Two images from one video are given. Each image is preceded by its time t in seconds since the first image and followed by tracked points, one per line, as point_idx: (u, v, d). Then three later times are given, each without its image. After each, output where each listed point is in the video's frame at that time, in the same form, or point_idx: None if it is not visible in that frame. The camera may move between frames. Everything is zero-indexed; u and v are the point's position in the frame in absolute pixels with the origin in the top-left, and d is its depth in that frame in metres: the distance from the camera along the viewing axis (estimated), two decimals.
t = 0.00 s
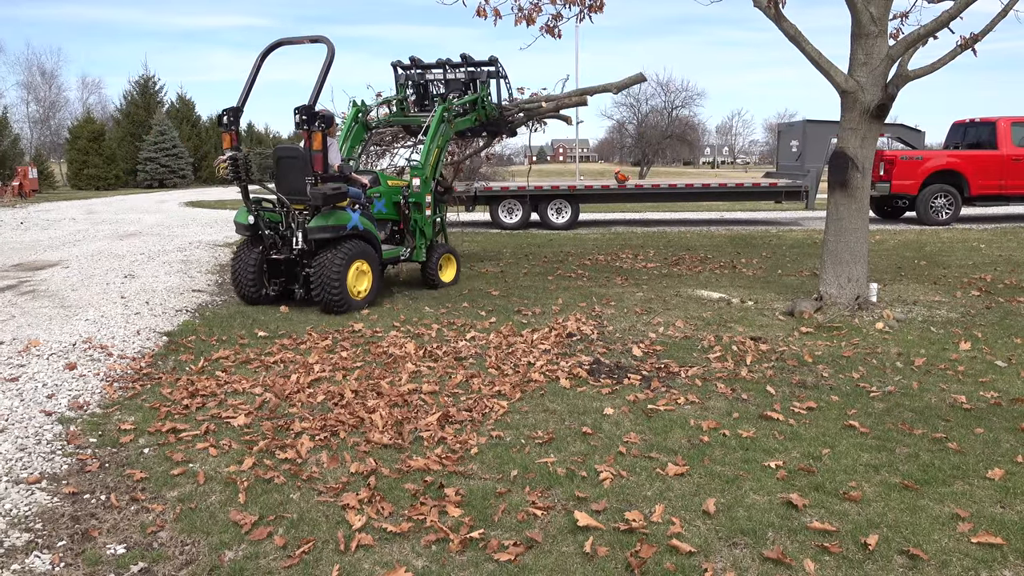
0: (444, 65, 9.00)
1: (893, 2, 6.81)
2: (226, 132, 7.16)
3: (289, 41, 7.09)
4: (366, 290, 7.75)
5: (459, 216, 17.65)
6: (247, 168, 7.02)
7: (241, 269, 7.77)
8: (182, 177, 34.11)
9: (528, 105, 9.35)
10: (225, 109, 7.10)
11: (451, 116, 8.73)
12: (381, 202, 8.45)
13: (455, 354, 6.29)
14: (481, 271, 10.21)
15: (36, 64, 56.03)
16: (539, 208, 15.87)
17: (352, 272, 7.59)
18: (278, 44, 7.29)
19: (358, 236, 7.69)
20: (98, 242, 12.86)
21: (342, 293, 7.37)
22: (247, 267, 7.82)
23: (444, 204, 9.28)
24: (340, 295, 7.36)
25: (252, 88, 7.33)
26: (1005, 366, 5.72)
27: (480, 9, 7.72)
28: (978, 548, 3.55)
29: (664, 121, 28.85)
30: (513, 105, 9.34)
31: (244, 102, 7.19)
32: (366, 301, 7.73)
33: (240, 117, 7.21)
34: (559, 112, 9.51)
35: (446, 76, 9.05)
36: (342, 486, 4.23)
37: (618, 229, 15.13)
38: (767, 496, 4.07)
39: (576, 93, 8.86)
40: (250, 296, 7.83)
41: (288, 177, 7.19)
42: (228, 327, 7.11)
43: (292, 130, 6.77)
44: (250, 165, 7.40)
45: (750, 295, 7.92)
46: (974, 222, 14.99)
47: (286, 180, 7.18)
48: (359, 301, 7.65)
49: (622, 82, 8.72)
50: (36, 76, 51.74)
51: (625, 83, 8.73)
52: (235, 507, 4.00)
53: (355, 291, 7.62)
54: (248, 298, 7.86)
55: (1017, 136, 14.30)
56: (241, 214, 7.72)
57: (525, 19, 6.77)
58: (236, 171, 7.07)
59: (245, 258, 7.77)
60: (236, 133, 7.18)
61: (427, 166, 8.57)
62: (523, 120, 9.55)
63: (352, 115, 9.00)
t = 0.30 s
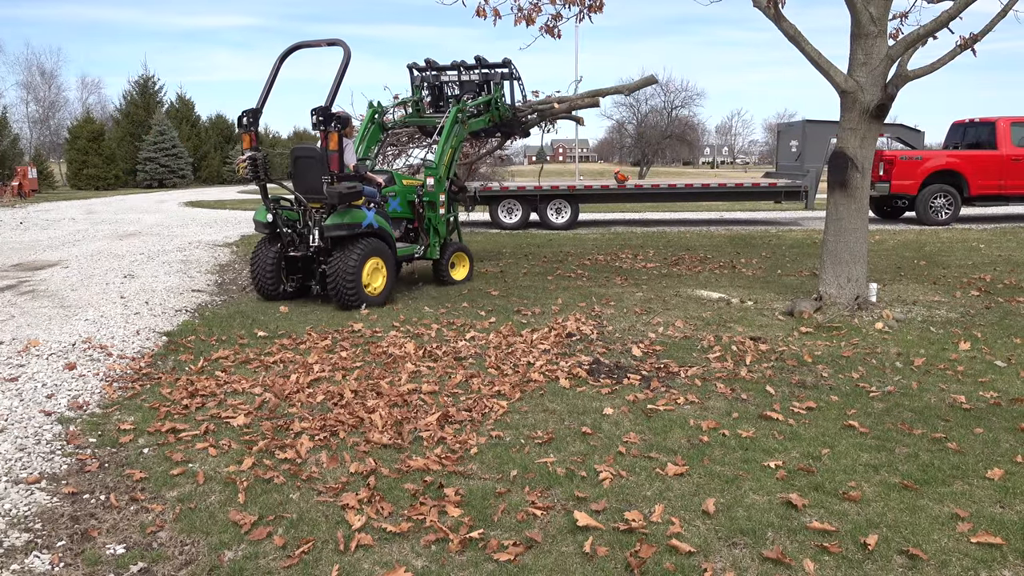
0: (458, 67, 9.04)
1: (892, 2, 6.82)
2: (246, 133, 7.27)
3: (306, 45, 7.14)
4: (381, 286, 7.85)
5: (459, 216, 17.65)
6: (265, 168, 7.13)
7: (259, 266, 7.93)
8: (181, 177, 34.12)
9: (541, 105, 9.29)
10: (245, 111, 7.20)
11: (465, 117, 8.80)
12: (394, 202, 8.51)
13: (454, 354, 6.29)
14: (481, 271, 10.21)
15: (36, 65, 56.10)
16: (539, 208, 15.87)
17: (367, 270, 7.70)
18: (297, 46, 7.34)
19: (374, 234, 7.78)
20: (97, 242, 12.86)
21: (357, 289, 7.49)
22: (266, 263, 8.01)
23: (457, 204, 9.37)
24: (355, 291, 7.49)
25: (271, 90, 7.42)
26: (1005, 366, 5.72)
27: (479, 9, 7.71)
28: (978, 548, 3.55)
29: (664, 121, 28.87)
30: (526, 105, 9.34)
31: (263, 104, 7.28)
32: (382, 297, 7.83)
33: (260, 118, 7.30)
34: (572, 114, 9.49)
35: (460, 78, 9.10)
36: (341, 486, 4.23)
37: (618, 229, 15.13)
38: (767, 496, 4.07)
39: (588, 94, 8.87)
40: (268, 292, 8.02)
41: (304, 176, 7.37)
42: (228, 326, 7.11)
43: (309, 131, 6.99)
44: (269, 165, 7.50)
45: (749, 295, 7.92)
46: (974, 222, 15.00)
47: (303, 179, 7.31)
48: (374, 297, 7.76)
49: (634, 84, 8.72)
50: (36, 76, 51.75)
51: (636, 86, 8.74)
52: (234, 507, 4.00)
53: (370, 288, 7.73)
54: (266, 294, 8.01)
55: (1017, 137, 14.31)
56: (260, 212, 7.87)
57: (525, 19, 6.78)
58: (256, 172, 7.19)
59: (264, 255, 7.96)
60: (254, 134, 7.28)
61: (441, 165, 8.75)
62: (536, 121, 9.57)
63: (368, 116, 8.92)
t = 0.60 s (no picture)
0: (475, 66, 9.05)
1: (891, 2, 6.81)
2: (265, 134, 7.30)
3: (324, 48, 7.15)
4: (396, 284, 7.94)
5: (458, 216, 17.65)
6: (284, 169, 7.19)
7: (279, 264, 8.10)
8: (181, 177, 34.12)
9: (557, 105, 9.27)
10: (264, 112, 7.23)
11: (481, 117, 8.85)
12: (411, 201, 8.59)
13: (454, 354, 6.29)
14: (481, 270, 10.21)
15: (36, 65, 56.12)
16: (538, 208, 15.87)
17: (382, 269, 7.80)
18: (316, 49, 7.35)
19: (389, 234, 7.87)
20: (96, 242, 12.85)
21: (372, 287, 7.62)
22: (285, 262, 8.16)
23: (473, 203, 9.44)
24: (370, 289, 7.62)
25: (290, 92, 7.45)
26: (1004, 366, 5.72)
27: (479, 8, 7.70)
28: (977, 548, 3.55)
29: (663, 121, 28.89)
30: (542, 105, 9.32)
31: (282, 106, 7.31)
32: (396, 295, 7.92)
33: (279, 119, 7.33)
34: (588, 113, 9.45)
35: (477, 78, 9.11)
36: (341, 486, 4.23)
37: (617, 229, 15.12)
38: (766, 496, 4.07)
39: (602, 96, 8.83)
40: (286, 289, 8.17)
41: (320, 177, 7.35)
42: (227, 326, 7.10)
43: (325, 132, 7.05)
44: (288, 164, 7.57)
45: (749, 295, 7.92)
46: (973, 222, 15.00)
47: (320, 179, 7.39)
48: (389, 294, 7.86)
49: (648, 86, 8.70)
50: (35, 76, 51.72)
51: (652, 85, 8.72)
52: (234, 507, 4.00)
53: (385, 286, 7.83)
54: (286, 291, 8.19)
55: (1016, 137, 14.31)
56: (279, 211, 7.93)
57: (525, 19, 6.78)
58: (274, 173, 7.25)
59: (283, 254, 8.10)
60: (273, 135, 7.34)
61: (457, 165, 8.80)
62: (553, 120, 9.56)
63: (386, 116, 9.08)
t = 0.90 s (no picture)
0: (494, 66, 9.17)
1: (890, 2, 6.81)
2: (284, 136, 7.38)
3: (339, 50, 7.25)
4: (410, 281, 8.00)
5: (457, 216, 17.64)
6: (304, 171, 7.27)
7: (298, 261, 8.27)
8: (180, 177, 34.13)
9: (575, 104, 9.26)
10: (282, 115, 7.24)
11: (498, 116, 8.89)
12: (428, 199, 8.60)
13: (453, 354, 6.29)
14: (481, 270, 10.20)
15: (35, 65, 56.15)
16: (538, 208, 15.87)
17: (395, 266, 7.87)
18: (333, 52, 7.40)
19: (403, 232, 7.92)
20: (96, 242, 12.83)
21: (386, 285, 7.69)
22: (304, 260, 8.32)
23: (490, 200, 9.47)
24: (384, 287, 7.70)
25: (308, 94, 7.52)
26: (1003, 366, 5.72)
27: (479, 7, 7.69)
28: (976, 548, 3.56)
29: (662, 121, 28.89)
30: (560, 104, 9.34)
31: (300, 108, 7.38)
32: (410, 292, 7.99)
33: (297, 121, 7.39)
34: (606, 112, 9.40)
35: (497, 77, 9.27)
36: (340, 485, 4.23)
37: (617, 229, 15.11)
38: (766, 496, 4.07)
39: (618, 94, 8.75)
40: (305, 286, 8.34)
41: (336, 176, 7.48)
42: (226, 326, 7.10)
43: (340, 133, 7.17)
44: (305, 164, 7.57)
45: (748, 295, 7.92)
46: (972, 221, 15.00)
47: (336, 178, 7.51)
48: (403, 291, 7.93)
49: (663, 85, 8.67)
50: (35, 76, 51.70)
51: (668, 86, 8.70)
52: (233, 507, 4.00)
53: (400, 283, 7.90)
54: (305, 288, 8.35)
55: (1015, 136, 14.31)
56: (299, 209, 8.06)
57: (524, 19, 6.77)
58: (291, 173, 7.32)
59: (302, 252, 8.25)
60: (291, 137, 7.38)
61: (473, 164, 8.81)
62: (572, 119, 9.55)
63: (406, 115, 9.18)
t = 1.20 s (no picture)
0: (512, 67, 9.19)
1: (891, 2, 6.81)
2: (303, 137, 7.50)
3: (355, 53, 7.31)
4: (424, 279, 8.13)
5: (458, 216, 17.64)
6: (321, 170, 7.32)
7: (317, 256, 8.40)
8: (180, 177, 34.12)
9: (591, 104, 9.37)
10: (300, 117, 7.41)
11: (513, 117, 8.96)
12: (445, 198, 8.72)
13: (452, 354, 6.29)
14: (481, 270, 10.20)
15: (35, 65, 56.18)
16: (537, 208, 15.87)
17: (412, 262, 8.01)
18: (350, 55, 7.49)
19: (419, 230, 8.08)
20: (95, 242, 12.83)
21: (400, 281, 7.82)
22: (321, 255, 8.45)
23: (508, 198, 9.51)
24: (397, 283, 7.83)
25: (327, 96, 7.62)
26: (1002, 366, 5.72)
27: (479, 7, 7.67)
28: (976, 547, 3.56)
29: (662, 121, 28.91)
30: (577, 104, 9.40)
31: (319, 110, 7.48)
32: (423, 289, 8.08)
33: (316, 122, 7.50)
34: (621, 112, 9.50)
35: (515, 78, 9.24)
36: (340, 485, 4.23)
37: (617, 229, 15.10)
38: (765, 496, 4.07)
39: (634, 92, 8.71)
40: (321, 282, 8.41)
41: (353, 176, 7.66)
42: (226, 326, 7.09)
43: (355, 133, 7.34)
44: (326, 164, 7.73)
45: (748, 295, 7.92)
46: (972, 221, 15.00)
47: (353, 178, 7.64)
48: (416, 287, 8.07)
49: (676, 82, 8.65)
50: (34, 76, 51.67)
51: (682, 82, 8.70)
52: (232, 507, 4.00)
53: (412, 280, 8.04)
54: (321, 284, 8.42)
55: (1015, 136, 14.32)
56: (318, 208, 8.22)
57: (524, 19, 6.77)
58: (310, 173, 7.36)
59: (319, 247, 8.38)
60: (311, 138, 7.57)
61: (488, 163, 8.88)
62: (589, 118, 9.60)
63: (426, 116, 9.41)
